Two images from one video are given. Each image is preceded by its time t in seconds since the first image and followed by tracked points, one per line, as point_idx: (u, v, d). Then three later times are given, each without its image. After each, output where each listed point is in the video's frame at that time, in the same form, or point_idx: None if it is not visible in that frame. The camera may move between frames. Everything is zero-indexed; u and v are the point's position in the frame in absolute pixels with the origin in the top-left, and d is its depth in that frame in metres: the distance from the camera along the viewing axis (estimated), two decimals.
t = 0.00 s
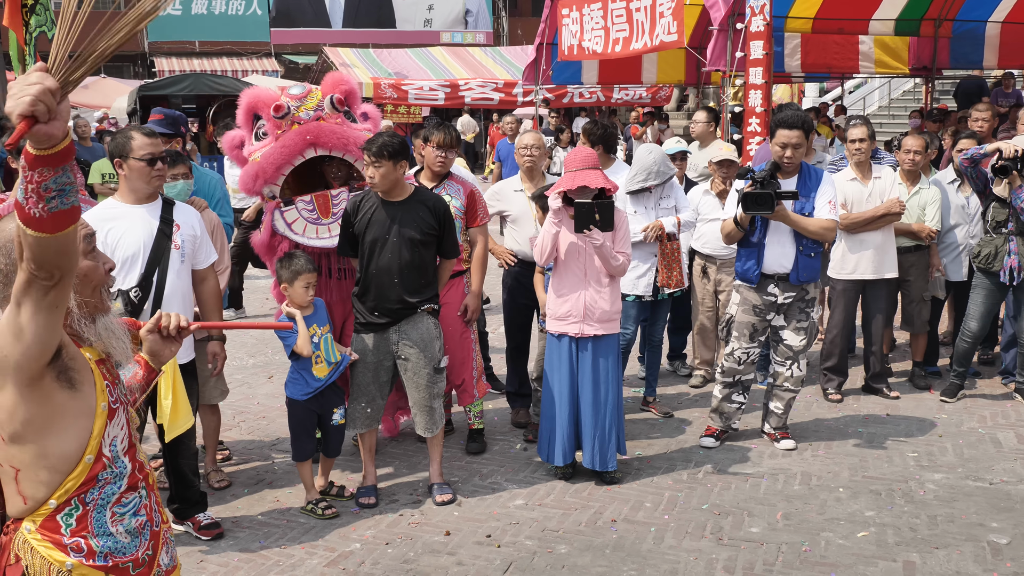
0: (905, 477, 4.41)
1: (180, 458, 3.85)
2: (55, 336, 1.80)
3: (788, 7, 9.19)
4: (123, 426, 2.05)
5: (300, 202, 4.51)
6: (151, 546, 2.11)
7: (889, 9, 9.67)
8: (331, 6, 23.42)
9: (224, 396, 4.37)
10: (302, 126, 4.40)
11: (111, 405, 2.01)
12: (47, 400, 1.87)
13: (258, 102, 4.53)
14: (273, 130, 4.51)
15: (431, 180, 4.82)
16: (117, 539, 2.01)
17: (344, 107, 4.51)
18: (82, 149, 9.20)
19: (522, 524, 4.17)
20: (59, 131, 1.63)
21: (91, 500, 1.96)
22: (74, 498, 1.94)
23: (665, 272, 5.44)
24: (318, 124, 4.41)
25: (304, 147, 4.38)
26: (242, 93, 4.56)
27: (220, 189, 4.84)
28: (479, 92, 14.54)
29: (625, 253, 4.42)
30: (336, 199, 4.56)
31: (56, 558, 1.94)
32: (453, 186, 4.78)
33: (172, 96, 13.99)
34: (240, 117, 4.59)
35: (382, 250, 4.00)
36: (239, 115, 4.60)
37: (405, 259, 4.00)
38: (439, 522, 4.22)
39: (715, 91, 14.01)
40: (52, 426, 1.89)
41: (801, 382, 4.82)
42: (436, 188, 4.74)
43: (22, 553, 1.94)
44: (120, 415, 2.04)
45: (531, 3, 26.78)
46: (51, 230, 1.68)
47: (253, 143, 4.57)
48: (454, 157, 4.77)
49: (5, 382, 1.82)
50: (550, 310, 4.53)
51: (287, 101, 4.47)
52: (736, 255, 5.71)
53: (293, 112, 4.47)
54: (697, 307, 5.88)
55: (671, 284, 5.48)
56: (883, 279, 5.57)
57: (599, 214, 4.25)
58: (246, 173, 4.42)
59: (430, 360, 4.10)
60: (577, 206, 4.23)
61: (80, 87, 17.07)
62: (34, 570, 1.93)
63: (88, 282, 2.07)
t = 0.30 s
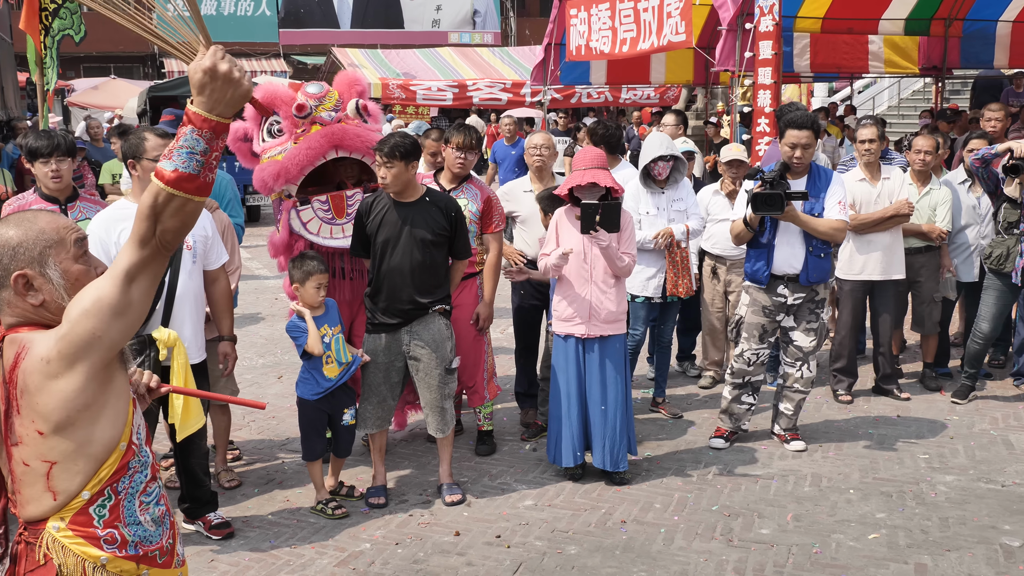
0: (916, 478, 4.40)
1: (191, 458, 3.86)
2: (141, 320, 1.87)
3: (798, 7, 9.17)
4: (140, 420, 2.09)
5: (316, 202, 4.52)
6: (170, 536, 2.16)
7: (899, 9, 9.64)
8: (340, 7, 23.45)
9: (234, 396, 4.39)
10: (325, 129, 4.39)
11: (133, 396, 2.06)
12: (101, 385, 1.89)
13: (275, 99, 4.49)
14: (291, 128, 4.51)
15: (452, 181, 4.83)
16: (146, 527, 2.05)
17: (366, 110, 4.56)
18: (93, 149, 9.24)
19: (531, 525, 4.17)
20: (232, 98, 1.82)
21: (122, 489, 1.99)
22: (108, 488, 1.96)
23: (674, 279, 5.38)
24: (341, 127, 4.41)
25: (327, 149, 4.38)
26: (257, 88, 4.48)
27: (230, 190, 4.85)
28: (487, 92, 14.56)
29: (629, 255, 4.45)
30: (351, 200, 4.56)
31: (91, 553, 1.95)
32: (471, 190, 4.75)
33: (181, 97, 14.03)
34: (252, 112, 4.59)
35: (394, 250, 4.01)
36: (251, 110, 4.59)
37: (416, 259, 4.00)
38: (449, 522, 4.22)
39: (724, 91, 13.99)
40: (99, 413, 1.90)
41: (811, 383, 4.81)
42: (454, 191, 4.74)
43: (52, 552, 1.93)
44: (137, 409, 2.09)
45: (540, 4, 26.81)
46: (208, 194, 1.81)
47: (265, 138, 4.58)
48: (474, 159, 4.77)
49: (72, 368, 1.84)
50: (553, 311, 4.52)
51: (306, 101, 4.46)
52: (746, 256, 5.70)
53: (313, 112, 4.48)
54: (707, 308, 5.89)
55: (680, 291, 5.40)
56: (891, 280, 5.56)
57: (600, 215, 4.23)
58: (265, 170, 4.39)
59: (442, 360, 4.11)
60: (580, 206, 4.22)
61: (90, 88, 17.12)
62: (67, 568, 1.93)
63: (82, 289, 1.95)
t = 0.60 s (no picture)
0: (943, 482, 4.38)
1: (217, 457, 3.90)
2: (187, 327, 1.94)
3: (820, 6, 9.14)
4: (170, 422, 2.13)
5: (334, 206, 4.53)
6: (199, 535, 2.20)
7: (923, 8, 9.58)
8: (360, 8, 23.53)
9: (259, 396, 4.43)
10: (341, 132, 4.40)
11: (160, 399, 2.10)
12: (143, 388, 1.90)
13: (295, 103, 4.50)
14: (308, 131, 4.52)
15: (479, 181, 4.83)
16: (177, 527, 2.09)
17: (380, 112, 4.53)
18: (117, 150, 9.30)
19: (554, 525, 4.18)
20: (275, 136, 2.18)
21: (157, 490, 2.02)
22: (143, 489, 1.99)
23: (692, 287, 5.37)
24: (357, 130, 4.42)
25: (343, 152, 4.39)
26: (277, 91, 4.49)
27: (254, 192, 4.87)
28: (507, 93, 14.58)
29: (648, 255, 4.45)
30: (370, 203, 4.56)
31: (125, 554, 1.98)
32: (499, 191, 4.77)
33: (204, 99, 14.10)
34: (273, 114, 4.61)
35: (418, 250, 4.03)
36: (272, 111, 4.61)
37: (439, 261, 4.01)
38: (472, 522, 4.23)
39: (745, 92, 13.94)
40: (139, 417, 1.91)
41: (834, 385, 4.80)
42: (482, 192, 4.76)
43: (89, 553, 1.96)
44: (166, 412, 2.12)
45: (559, 4, 26.82)
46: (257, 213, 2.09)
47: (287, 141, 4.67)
48: (502, 159, 4.76)
49: (118, 371, 1.85)
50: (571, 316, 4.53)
51: (323, 104, 4.46)
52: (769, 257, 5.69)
53: (330, 115, 4.46)
54: (729, 309, 5.91)
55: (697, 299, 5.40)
56: (915, 281, 5.53)
57: (627, 216, 4.21)
58: (283, 174, 4.42)
59: (465, 361, 4.12)
60: (605, 209, 4.20)
61: (114, 90, 17.23)
62: (103, 568, 1.96)
63: (111, 293, 1.96)
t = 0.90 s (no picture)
0: (1013, 490, 4.29)
1: (280, 453, 3.95)
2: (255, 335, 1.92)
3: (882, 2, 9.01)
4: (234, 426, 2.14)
5: (393, 204, 4.56)
6: (259, 538, 2.19)
7: (989, 3, 9.38)
8: (414, 9, 23.64)
9: (320, 393, 4.51)
10: (399, 130, 4.45)
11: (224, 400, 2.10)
12: (204, 391, 1.91)
13: (354, 102, 4.56)
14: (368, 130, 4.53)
15: (540, 180, 4.85)
16: (234, 529, 2.09)
17: (439, 111, 4.53)
18: (179, 151, 9.45)
19: (613, 526, 4.16)
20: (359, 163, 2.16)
21: (215, 491, 2.03)
22: (200, 490, 2.00)
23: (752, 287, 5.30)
24: (416, 128, 4.46)
25: (401, 151, 4.46)
26: (336, 91, 4.56)
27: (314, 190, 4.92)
28: (561, 92, 14.59)
29: (707, 256, 4.43)
30: (427, 201, 4.59)
31: (182, 553, 1.99)
32: (561, 189, 4.78)
33: (262, 100, 14.28)
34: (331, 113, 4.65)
35: (479, 250, 4.04)
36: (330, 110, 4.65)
37: (499, 260, 4.02)
38: (531, 521, 4.23)
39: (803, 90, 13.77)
40: (198, 417, 1.92)
41: (900, 389, 4.72)
42: (543, 191, 4.77)
43: (146, 550, 1.98)
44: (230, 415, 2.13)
45: (613, 3, 26.76)
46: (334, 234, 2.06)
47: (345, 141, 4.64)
48: (562, 157, 4.74)
49: (178, 370, 1.86)
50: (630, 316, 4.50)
51: (382, 103, 4.48)
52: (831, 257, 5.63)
53: (389, 114, 4.49)
54: (791, 310, 5.84)
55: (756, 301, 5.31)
56: (985, 283, 5.45)
57: (684, 217, 4.16)
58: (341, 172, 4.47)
59: (525, 362, 4.12)
60: (663, 210, 4.14)
61: (173, 91, 17.52)
62: (160, 567, 1.98)
63: (182, 293, 1.99)
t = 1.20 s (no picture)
0: None
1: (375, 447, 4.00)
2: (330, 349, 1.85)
3: None
4: (326, 423, 2.10)
5: (488, 200, 4.57)
6: (345, 535, 2.15)
7: None
8: (510, 7, 23.69)
9: (414, 389, 4.47)
10: (499, 128, 4.47)
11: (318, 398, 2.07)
12: (282, 394, 1.91)
13: (457, 97, 4.56)
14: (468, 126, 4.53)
15: (639, 178, 4.82)
16: (317, 527, 2.05)
17: (541, 110, 4.50)
18: (280, 148, 9.65)
19: (707, 530, 4.10)
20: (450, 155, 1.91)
21: (297, 488, 2.01)
22: (282, 485, 1.99)
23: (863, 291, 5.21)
24: (516, 127, 4.48)
25: (500, 149, 4.49)
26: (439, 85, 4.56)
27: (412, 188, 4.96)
28: (657, 90, 14.48)
29: (817, 255, 4.31)
30: (523, 199, 4.56)
31: (262, 544, 1.99)
32: (660, 187, 4.73)
33: (360, 99, 14.49)
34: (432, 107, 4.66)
35: (579, 249, 4.04)
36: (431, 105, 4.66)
37: (600, 259, 4.00)
38: (624, 522, 4.20)
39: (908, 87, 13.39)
40: (277, 419, 1.93)
41: (1011, 397, 4.55)
42: (642, 188, 4.75)
43: (230, 539, 2.00)
44: (323, 412, 2.09)
45: None
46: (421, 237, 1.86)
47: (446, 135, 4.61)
48: (663, 155, 4.69)
49: (255, 372, 1.88)
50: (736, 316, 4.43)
51: (484, 100, 4.48)
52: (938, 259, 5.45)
53: (490, 111, 4.47)
54: (894, 313, 5.69)
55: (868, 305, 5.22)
56: None
57: (794, 216, 4.08)
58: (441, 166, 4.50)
59: (624, 362, 4.09)
60: (771, 208, 4.07)
61: (275, 91, 17.91)
62: (242, 557, 1.99)
63: (290, 289, 1.99)
